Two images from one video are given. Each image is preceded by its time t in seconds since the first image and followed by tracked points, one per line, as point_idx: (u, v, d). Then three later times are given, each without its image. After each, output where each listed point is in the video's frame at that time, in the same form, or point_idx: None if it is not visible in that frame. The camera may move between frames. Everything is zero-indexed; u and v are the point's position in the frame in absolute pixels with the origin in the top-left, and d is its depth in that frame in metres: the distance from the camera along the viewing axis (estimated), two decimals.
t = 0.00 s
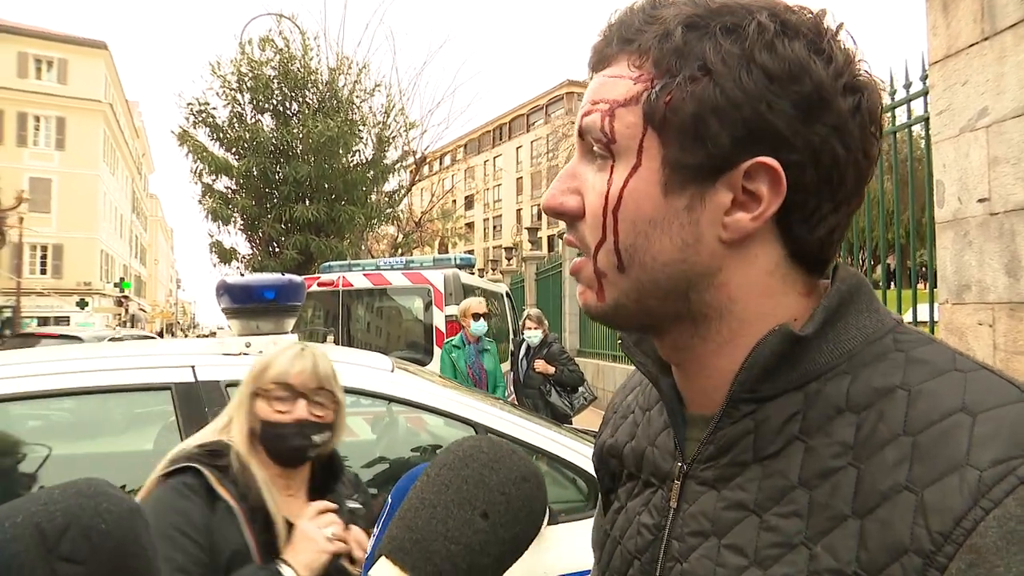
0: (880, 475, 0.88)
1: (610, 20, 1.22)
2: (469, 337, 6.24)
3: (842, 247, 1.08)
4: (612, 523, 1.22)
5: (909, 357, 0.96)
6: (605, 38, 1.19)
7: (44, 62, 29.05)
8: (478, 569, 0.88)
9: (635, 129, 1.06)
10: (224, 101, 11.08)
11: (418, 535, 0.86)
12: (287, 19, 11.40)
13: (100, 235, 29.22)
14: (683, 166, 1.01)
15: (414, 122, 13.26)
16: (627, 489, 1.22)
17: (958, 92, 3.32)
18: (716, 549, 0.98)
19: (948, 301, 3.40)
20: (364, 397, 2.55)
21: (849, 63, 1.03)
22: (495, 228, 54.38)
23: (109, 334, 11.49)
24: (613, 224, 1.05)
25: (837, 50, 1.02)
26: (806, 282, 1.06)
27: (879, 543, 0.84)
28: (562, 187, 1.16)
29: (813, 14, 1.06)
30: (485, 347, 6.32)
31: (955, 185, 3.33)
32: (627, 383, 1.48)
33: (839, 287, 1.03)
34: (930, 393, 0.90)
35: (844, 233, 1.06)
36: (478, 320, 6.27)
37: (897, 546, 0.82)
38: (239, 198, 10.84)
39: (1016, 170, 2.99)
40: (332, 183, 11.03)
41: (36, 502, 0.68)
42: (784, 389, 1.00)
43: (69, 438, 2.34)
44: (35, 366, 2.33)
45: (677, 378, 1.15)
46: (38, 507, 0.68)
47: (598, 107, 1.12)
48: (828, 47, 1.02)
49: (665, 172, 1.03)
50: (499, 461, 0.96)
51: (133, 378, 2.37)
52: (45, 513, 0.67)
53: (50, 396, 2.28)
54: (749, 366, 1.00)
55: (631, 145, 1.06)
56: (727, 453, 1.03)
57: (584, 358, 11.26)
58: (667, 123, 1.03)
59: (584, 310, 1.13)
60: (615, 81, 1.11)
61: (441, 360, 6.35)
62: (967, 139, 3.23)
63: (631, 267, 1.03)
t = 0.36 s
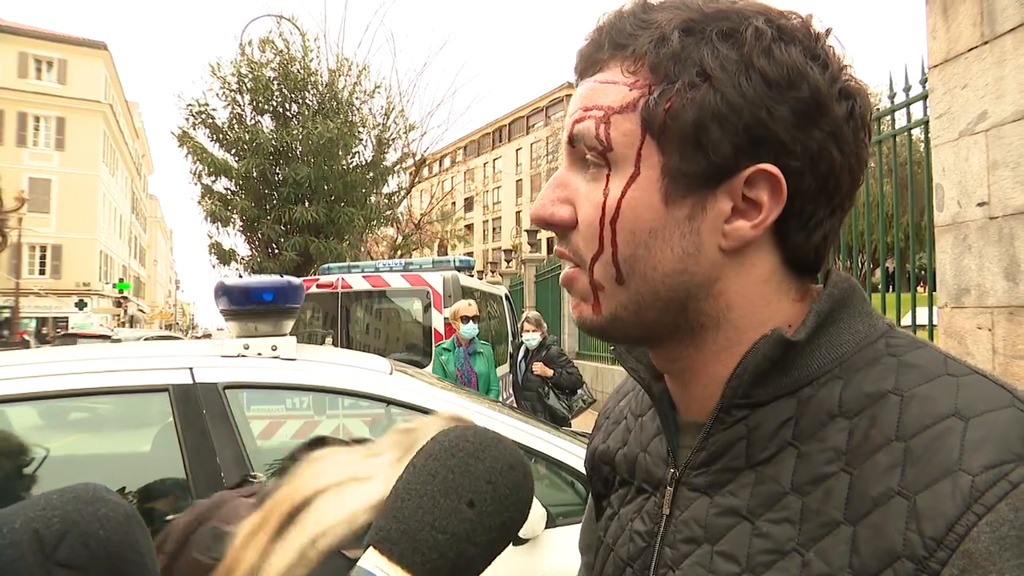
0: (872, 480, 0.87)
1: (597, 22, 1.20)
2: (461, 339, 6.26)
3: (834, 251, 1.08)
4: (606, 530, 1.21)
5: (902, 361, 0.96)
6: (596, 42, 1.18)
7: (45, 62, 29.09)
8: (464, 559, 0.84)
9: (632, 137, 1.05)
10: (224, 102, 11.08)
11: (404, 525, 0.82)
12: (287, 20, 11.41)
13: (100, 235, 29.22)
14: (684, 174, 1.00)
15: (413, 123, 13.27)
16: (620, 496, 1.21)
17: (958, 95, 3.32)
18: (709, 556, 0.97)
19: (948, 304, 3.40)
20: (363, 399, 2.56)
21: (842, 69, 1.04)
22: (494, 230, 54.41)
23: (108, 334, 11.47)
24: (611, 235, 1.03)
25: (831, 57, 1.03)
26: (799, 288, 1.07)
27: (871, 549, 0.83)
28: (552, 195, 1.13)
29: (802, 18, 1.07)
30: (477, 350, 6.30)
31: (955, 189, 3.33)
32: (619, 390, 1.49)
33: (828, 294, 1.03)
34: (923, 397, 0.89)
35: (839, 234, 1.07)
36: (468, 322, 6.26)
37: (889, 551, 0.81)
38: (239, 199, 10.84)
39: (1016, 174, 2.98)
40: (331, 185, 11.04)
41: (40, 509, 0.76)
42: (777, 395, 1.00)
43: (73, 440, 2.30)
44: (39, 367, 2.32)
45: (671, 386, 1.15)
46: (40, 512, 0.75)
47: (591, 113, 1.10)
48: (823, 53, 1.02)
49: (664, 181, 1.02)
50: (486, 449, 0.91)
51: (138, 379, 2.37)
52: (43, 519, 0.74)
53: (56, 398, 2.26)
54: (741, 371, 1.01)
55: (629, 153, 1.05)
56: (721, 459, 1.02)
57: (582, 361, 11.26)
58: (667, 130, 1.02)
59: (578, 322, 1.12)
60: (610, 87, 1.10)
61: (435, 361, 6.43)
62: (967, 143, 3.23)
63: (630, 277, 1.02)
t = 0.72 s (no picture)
0: (840, 457, 0.91)
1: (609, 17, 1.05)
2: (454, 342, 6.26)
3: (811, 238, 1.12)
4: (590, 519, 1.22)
5: (871, 340, 1.00)
6: (625, 45, 1.04)
7: (46, 64, 29.16)
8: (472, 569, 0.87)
9: (710, 164, 0.97)
10: (225, 105, 11.10)
11: (410, 535, 0.85)
12: (288, 22, 11.41)
13: (101, 237, 29.24)
14: (758, 205, 0.98)
15: (414, 126, 13.29)
16: (613, 484, 1.22)
17: (958, 98, 3.32)
18: (701, 546, 1.00)
19: (949, 307, 3.40)
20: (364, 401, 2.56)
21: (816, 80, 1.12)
22: (495, 233, 54.44)
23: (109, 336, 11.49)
24: (689, 266, 0.97)
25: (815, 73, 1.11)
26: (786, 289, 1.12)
27: (836, 524, 0.87)
28: (596, 222, 0.99)
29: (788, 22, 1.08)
30: (472, 353, 6.29)
31: (955, 192, 3.33)
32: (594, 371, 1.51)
33: (801, 271, 1.08)
34: (888, 374, 0.93)
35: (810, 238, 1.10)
36: (462, 325, 6.27)
37: (854, 526, 0.85)
38: (240, 201, 10.85)
39: (1016, 176, 2.98)
40: (332, 187, 11.05)
41: (66, 517, 0.83)
42: (754, 390, 1.02)
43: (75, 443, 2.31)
44: (43, 369, 2.33)
45: (658, 384, 1.13)
46: (63, 521, 0.82)
47: (654, 131, 0.99)
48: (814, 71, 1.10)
49: (739, 208, 0.98)
50: (491, 461, 0.96)
51: (139, 381, 2.37)
52: (67, 527, 0.82)
53: (59, 399, 2.27)
54: (721, 371, 1.02)
55: (707, 183, 0.97)
56: (709, 454, 1.04)
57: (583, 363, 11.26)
58: (745, 157, 0.97)
59: (611, 355, 1.01)
60: (673, 104, 0.99)
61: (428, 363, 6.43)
62: (968, 145, 3.23)
63: (697, 313, 0.98)
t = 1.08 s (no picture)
0: (862, 477, 0.92)
1: None
2: (454, 343, 6.28)
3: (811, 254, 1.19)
4: (583, 530, 1.26)
5: (885, 357, 1.03)
6: (676, 16, 1.12)
7: (51, 65, 29.28)
8: (458, 569, 0.90)
9: (751, 150, 1.07)
10: (229, 106, 11.13)
11: (397, 535, 0.88)
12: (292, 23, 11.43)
13: (105, 238, 29.31)
14: (788, 193, 1.09)
15: (418, 126, 13.29)
16: (598, 495, 1.25)
17: (962, 99, 3.32)
18: (697, 558, 1.02)
19: (952, 308, 3.40)
20: (367, 402, 2.57)
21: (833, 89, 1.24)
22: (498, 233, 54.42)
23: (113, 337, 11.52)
24: (717, 255, 1.05)
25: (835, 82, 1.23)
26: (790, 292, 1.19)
27: (862, 545, 0.88)
28: (627, 202, 1.06)
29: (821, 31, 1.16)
30: (472, 353, 6.29)
31: (959, 193, 3.33)
32: (593, 380, 1.53)
33: (813, 294, 1.14)
34: (908, 393, 0.95)
35: (814, 248, 1.19)
36: (462, 326, 6.30)
37: (881, 548, 0.86)
38: (244, 201, 10.87)
39: (1020, 177, 2.99)
40: (336, 188, 11.06)
41: (98, 518, 0.84)
42: (760, 399, 1.06)
43: (91, 439, 2.36)
44: (53, 368, 2.35)
45: (650, 382, 1.20)
46: (97, 522, 0.83)
47: (700, 111, 1.08)
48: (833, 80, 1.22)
49: (771, 197, 1.08)
50: (480, 459, 0.99)
51: (149, 381, 2.38)
52: (100, 528, 0.83)
53: (66, 398, 2.28)
54: (729, 376, 1.06)
55: (748, 167, 1.07)
56: (707, 462, 1.08)
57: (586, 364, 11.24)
58: (785, 144, 1.08)
59: (623, 346, 1.08)
60: (724, 87, 1.08)
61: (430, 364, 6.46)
62: (971, 146, 3.23)
63: (719, 299, 1.06)
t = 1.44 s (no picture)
0: (840, 476, 0.94)
1: None
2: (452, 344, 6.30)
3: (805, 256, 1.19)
4: (579, 526, 1.27)
5: (873, 361, 1.04)
6: (672, 11, 1.14)
7: (49, 64, 29.25)
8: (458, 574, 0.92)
9: (738, 143, 1.08)
10: (228, 105, 11.12)
11: (398, 542, 0.89)
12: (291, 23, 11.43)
13: (103, 237, 29.29)
14: (775, 189, 1.09)
15: (417, 126, 13.31)
16: (594, 491, 1.26)
17: (959, 101, 3.33)
18: (680, 552, 1.03)
19: (948, 310, 3.41)
20: (365, 402, 2.58)
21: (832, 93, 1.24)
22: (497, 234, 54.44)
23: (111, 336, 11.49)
24: (700, 243, 1.07)
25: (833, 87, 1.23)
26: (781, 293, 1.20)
27: (836, 544, 0.89)
28: (615, 184, 1.08)
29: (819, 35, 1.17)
30: (470, 354, 6.29)
31: (956, 195, 3.34)
32: (597, 381, 1.54)
33: (803, 291, 1.15)
34: (892, 397, 0.97)
35: (810, 248, 1.19)
36: (459, 326, 6.32)
37: (854, 547, 0.88)
38: (243, 202, 10.87)
39: (1017, 180, 3.00)
40: (335, 188, 11.07)
41: (98, 511, 0.82)
42: (748, 397, 1.07)
43: (92, 436, 2.36)
44: (58, 368, 2.36)
45: (647, 381, 1.22)
46: (95, 514, 0.81)
47: (688, 103, 1.10)
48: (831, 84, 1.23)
49: (758, 190, 1.09)
50: (483, 465, 0.99)
51: (150, 381, 2.39)
52: (100, 520, 0.81)
53: (68, 397, 2.29)
54: (717, 375, 1.07)
55: (734, 159, 1.08)
56: (694, 459, 1.09)
57: (585, 364, 11.25)
58: (772, 140, 1.09)
59: (608, 333, 1.10)
60: (713, 80, 1.10)
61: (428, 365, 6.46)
62: (968, 149, 3.25)
63: (703, 288, 1.07)
